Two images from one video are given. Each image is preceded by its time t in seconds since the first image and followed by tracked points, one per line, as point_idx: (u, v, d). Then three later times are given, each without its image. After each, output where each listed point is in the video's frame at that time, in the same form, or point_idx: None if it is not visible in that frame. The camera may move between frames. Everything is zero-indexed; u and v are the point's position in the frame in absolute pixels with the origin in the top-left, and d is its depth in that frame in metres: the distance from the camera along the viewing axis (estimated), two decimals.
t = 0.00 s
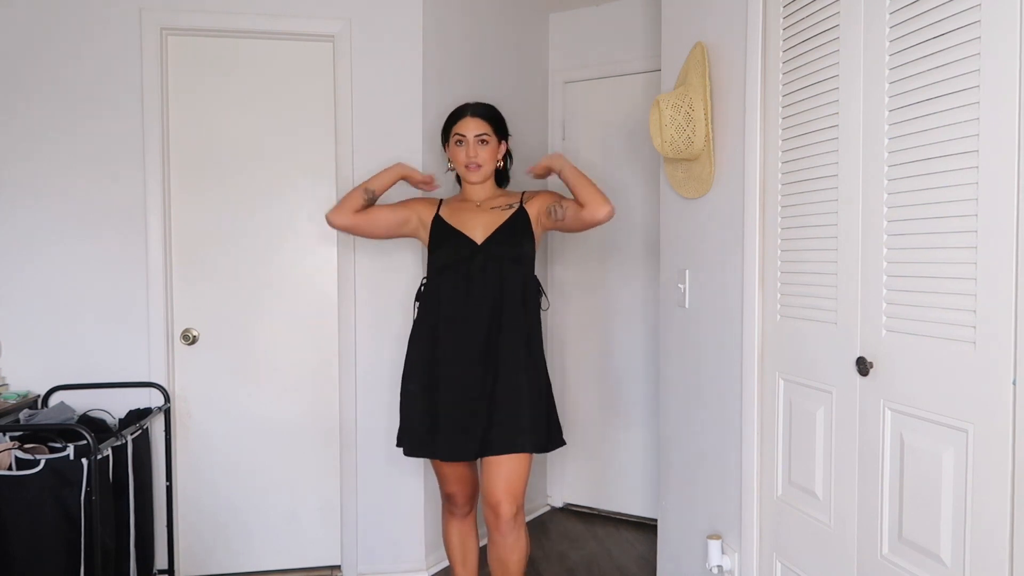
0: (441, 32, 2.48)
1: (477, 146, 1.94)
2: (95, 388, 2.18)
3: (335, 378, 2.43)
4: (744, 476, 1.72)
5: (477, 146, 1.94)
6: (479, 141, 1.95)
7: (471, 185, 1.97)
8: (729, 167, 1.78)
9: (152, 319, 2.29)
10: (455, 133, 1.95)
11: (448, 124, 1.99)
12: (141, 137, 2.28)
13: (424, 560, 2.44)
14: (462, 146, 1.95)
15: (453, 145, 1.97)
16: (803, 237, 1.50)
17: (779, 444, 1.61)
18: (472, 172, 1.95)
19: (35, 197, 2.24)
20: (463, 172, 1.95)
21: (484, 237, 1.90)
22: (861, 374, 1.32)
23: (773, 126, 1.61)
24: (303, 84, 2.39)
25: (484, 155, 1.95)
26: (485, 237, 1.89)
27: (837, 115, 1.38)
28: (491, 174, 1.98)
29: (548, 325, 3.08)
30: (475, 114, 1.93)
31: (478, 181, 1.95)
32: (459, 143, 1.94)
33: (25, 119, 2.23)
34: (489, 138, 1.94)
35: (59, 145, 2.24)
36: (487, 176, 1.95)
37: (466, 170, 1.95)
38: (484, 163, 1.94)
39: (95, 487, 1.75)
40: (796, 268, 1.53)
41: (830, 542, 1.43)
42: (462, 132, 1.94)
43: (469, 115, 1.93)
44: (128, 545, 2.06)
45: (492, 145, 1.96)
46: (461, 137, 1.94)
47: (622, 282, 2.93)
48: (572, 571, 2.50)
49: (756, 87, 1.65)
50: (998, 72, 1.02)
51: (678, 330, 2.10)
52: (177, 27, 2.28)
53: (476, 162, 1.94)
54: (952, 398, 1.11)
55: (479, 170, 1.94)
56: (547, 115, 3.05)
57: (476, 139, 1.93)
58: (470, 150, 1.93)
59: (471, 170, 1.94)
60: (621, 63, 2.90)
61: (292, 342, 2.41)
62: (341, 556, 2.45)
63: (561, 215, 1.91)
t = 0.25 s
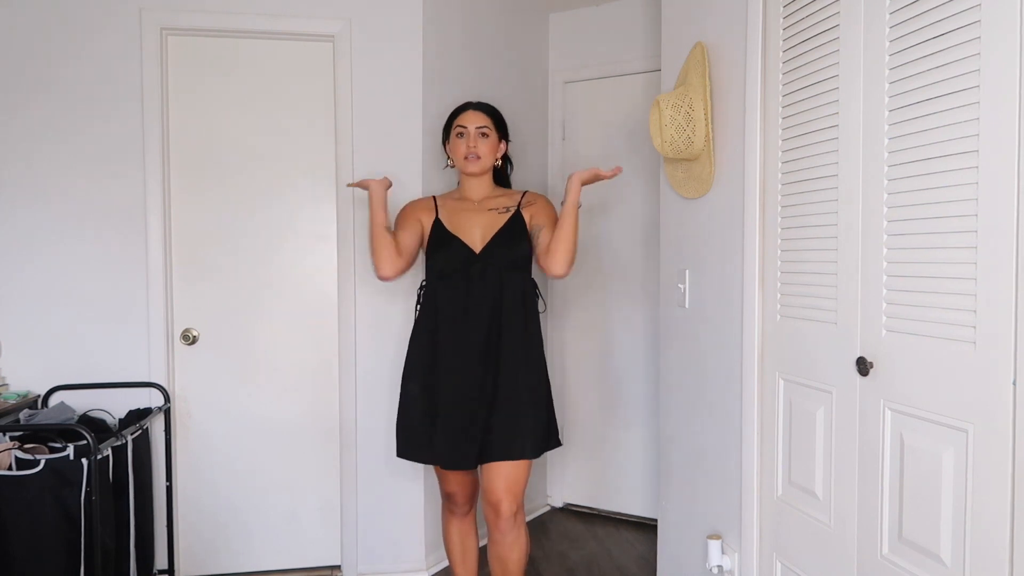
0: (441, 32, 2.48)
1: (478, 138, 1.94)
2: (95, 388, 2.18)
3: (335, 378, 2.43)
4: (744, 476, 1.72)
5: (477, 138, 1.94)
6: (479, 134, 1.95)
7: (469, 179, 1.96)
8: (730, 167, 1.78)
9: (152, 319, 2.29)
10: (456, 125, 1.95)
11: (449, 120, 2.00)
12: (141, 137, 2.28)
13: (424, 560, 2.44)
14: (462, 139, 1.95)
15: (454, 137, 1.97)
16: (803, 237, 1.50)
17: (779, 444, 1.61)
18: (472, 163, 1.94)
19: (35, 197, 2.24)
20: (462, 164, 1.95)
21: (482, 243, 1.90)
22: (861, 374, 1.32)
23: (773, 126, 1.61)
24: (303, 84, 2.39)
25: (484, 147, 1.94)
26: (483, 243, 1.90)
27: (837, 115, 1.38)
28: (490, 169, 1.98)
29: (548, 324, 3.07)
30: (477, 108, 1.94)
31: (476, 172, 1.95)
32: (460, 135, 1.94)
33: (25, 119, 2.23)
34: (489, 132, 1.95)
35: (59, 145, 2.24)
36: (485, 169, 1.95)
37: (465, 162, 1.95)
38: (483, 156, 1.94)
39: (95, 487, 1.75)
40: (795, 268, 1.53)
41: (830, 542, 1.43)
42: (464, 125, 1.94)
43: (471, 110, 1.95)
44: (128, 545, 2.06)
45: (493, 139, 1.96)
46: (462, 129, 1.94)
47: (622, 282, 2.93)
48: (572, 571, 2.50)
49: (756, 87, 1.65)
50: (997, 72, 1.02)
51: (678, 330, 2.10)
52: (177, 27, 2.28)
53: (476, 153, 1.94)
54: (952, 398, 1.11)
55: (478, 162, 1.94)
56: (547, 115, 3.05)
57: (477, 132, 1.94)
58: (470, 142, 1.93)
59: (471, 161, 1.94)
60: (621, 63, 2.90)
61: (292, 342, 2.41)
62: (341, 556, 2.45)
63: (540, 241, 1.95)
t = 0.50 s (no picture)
0: (441, 32, 2.48)
1: (487, 141, 1.92)
2: (95, 388, 2.18)
3: (335, 378, 2.43)
4: (744, 476, 1.72)
5: (487, 140, 1.91)
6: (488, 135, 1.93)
7: (478, 181, 1.94)
8: (729, 167, 1.78)
9: (152, 319, 2.29)
10: (465, 127, 1.92)
11: (457, 119, 1.96)
12: (142, 137, 2.28)
13: (424, 561, 2.44)
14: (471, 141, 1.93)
15: (463, 139, 1.94)
16: (804, 238, 1.50)
17: (779, 444, 1.61)
18: (482, 167, 1.92)
19: (34, 197, 2.24)
20: (472, 166, 1.93)
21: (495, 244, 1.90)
22: (861, 375, 1.32)
23: (773, 126, 1.61)
24: (303, 84, 2.39)
25: (493, 149, 1.92)
26: (497, 245, 1.90)
27: (837, 115, 1.37)
28: (499, 170, 1.96)
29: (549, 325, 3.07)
30: (486, 109, 1.91)
31: (486, 176, 1.93)
32: (469, 137, 1.92)
33: (25, 119, 2.23)
34: (499, 133, 1.93)
35: (59, 145, 2.24)
36: (494, 172, 1.93)
37: (474, 164, 1.93)
38: (493, 158, 1.92)
39: (95, 487, 1.75)
40: (796, 268, 1.53)
41: (830, 543, 1.43)
42: (473, 126, 1.91)
43: (480, 109, 1.91)
44: (128, 545, 2.05)
45: (502, 140, 1.94)
46: (470, 131, 1.92)
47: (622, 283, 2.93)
48: (572, 571, 2.50)
49: (756, 87, 1.65)
50: (997, 72, 1.02)
51: (678, 330, 2.10)
52: (177, 27, 2.28)
53: (486, 156, 1.92)
54: (952, 398, 1.11)
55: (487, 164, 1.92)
56: (547, 115, 3.05)
57: (486, 134, 1.91)
58: (479, 144, 1.91)
59: (480, 164, 1.92)
60: (621, 62, 2.90)
61: (292, 342, 2.41)
62: (341, 556, 2.45)
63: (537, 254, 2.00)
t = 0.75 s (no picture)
0: (441, 32, 2.48)
1: (486, 140, 1.91)
2: (95, 388, 2.18)
3: (335, 378, 2.43)
4: (744, 476, 1.72)
5: (486, 139, 1.91)
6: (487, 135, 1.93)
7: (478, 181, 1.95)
8: (730, 167, 1.78)
9: (152, 318, 2.29)
10: (464, 126, 1.93)
11: (457, 119, 1.97)
12: (142, 137, 2.28)
13: (424, 561, 2.44)
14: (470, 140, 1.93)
15: (461, 138, 1.94)
16: (804, 237, 1.50)
17: (779, 444, 1.61)
18: (480, 166, 1.92)
19: (34, 197, 2.24)
20: (471, 166, 1.93)
21: (490, 245, 1.90)
22: (861, 374, 1.32)
23: (773, 125, 1.61)
24: (303, 83, 2.39)
25: (491, 148, 1.92)
26: (492, 246, 1.90)
27: (837, 114, 1.37)
28: (497, 170, 1.96)
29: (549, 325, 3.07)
30: (485, 109, 1.92)
31: (485, 176, 1.93)
32: (467, 137, 1.92)
33: (24, 119, 2.23)
34: (497, 133, 1.93)
35: (59, 145, 2.24)
36: (493, 171, 1.93)
37: (472, 163, 1.93)
38: (491, 157, 1.92)
39: (95, 487, 1.75)
40: (796, 268, 1.53)
41: (830, 543, 1.43)
42: (471, 126, 1.92)
43: (478, 109, 1.92)
44: (128, 545, 2.06)
45: (500, 140, 1.94)
46: (469, 131, 1.92)
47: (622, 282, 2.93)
48: (572, 571, 2.50)
49: (756, 87, 1.65)
50: (997, 72, 1.02)
51: (678, 331, 2.10)
52: (177, 27, 2.28)
53: (484, 155, 1.91)
54: (952, 398, 1.11)
55: (486, 164, 1.92)
56: (547, 115, 3.05)
57: (485, 133, 1.91)
58: (478, 144, 1.91)
59: (479, 163, 1.92)
60: (621, 62, 2.90)
61: (292, 341, 2.41)
62: (341, 556, 2.45)
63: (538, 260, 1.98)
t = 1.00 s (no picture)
0: (440, 32, 2.48)
1: (485, 133, 1.92)
2: (94, 388, 2.18)
3: (336, 378, 2.43)
4: (744, 476, 1.72)
5: (484, 133, 1.92)
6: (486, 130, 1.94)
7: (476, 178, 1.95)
8: (730, 166, 1.78)
9: (152, 318, 2.29)
10: (463, 122, 1.94)
11: (457, 118, 1.99)
12: (142, 137, 2.28)
13: (424, 560, 2.44)
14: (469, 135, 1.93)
15: (460, 134, 1.95)
16: (804, 237, 1.50)
17: (779, 444, 1.61)
18: (478, 158, 1.92)
19: (34, 197, 2.24)
20: (469, 160, 1.93)
21: (485, 247, 1.90)
22: (861, 375, 1.32)
23: (773, 125, 1.61)
24: (303, 83, 2.39)
25: (490, 142, 1.92)
26: (487, 248, 1.90)
27: (837, 115, 1.38)
28: (496, 165, 1.95)
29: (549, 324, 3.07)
30: (485, 106, 1.94)
31: (484, 169, 1.93)
32: (466, 131, 1.93)
33: (24, 119, 2.23)
34: (495, 128, 1.93)
35: (59, 145, 2.24)
36: (491, 164, 1.93)
37: (471, 157, 1.92)
38: (490, 150, 1.92)
39: (95, 487, 1.75)
40: (795, 268, 1.53)
41: (830, 543, 1.43)
42: (470, 121, 1.93)
43: (477, 106, 1.94)
44: (128, 544, 2.06)
45: (499, 135, 1.94)
46: (468, 125, 1.93)
47: (622, 282, 2.93)
48: (572, 571, 2.50)
49: (756, 87, 1.65)
50: (997, 72, 1.02)
51: (678, 331, 2.10)
52: (177, 27, 2.28)
53: (483, 148, 1.91)
54: (952, 398, 1.11)
55: (485, 156, 1.91)
56: (547, 115, 3.05)
57: (483, 127, 1.92)
58: (476, 137, 1.91)
59: (477, 155, 1.92)
60: (621, 62, 2.90)
61: (292, 341, 2.41)
62: (341, 556, 2.45)
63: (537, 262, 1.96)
